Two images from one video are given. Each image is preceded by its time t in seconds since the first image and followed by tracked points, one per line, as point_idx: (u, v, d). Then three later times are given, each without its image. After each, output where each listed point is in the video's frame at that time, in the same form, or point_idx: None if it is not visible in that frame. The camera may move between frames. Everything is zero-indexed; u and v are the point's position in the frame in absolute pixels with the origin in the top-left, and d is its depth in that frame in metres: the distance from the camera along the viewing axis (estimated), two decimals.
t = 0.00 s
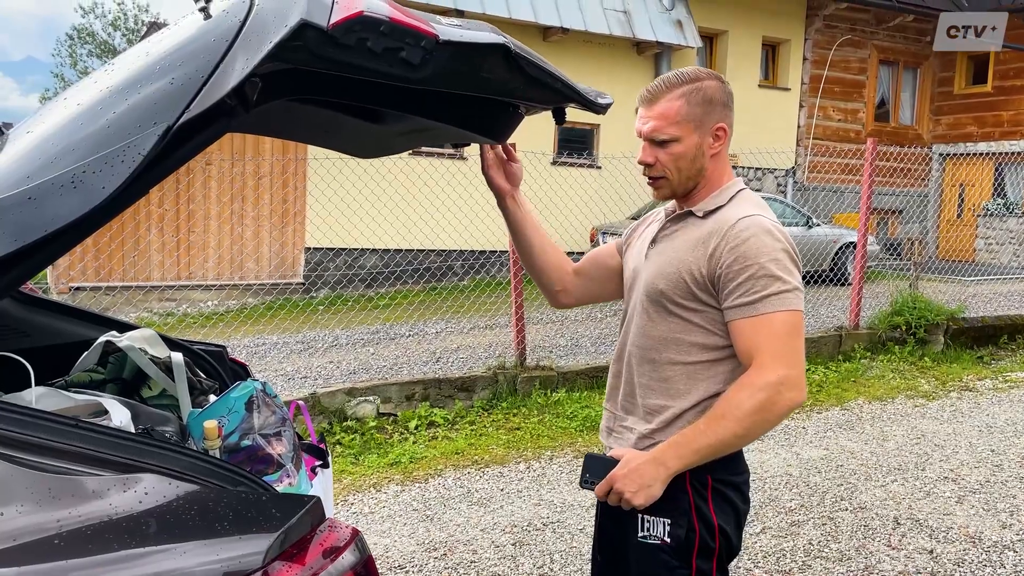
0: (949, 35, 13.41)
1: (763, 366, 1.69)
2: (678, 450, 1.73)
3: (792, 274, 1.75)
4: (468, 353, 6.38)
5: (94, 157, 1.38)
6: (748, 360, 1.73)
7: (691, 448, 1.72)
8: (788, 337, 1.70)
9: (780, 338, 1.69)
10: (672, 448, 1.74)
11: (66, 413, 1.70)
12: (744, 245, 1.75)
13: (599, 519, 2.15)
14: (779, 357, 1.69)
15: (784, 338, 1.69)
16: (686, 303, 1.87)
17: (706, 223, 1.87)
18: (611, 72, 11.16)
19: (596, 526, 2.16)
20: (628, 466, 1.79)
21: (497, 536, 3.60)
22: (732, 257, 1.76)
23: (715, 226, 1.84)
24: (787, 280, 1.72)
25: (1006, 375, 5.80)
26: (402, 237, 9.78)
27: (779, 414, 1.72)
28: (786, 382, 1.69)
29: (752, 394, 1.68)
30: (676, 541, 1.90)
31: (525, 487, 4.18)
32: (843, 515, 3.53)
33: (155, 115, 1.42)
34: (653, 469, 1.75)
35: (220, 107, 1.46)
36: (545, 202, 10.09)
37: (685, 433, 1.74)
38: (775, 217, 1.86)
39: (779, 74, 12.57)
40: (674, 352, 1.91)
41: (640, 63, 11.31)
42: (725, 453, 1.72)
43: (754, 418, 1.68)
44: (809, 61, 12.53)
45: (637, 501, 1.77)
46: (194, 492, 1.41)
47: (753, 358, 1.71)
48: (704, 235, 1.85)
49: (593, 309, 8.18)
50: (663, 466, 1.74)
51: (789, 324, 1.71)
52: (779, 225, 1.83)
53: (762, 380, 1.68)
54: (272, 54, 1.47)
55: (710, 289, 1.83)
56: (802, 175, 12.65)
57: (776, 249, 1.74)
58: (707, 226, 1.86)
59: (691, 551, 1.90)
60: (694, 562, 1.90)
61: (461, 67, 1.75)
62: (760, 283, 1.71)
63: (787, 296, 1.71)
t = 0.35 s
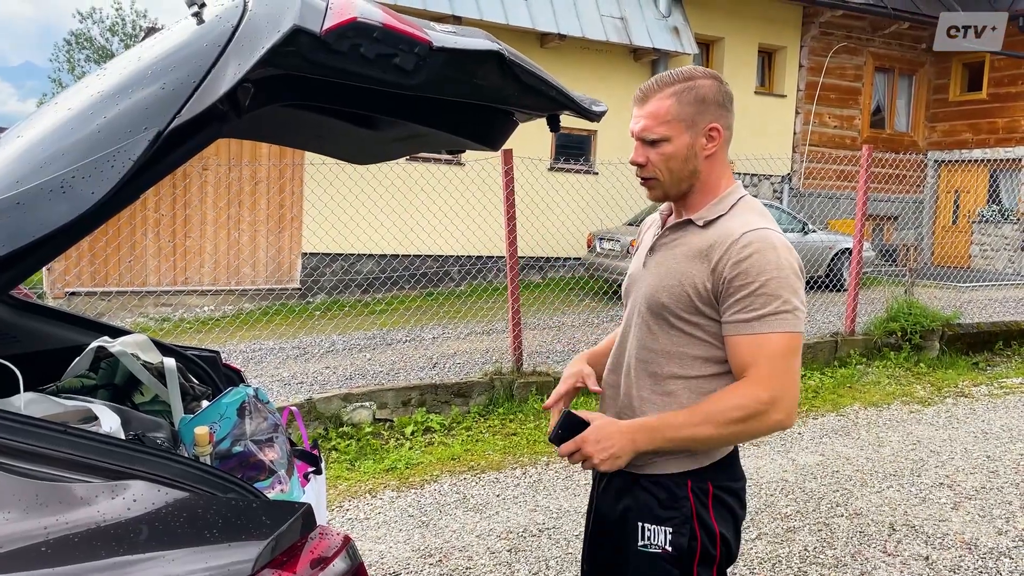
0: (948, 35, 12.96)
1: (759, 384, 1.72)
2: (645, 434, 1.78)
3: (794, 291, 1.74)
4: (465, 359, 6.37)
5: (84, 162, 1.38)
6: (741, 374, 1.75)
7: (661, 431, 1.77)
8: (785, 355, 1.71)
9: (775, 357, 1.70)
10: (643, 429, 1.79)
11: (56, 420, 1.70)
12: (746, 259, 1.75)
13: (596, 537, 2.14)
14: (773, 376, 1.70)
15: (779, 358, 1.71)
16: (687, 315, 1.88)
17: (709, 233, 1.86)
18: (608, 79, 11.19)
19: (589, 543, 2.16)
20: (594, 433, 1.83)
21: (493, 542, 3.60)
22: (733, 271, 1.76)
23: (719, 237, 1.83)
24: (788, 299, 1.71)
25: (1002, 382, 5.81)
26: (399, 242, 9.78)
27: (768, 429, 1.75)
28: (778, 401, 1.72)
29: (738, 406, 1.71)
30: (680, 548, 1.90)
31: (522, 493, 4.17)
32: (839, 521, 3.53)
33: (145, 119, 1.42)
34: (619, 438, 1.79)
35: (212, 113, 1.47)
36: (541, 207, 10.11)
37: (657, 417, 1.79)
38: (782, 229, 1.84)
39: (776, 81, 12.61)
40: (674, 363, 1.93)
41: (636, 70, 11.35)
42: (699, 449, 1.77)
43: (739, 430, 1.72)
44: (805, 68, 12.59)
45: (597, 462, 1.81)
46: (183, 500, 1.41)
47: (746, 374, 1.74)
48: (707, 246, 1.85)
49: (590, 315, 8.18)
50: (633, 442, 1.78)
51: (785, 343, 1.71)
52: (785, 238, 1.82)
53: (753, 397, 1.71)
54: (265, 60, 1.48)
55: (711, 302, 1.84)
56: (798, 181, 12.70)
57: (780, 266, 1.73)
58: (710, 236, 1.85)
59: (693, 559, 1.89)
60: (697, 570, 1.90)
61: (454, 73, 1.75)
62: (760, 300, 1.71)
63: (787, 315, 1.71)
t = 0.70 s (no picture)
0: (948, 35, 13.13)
1: (707, 385, 1.71)
2: (613, 414, 1.91)
3: (765, 300, 1.71)
4: (460, 364, 6.36)
5: (69, 168, 1.37)
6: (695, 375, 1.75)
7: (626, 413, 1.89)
8: (742, 360, 1.68)
9: (728, 363, 1.68)
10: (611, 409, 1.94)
11: (41, 427, 1.69)
12: (713, 264, 1.75)
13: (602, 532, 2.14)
14: (720, 380, 1.69)
15: (733, 365, 1.68)
16: (669, 323, 1.88)
17: (694, 239, 1.86)
18: (604, 84, 11.22)
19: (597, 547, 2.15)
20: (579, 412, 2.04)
21: (487, 548, 3.58)
22: (701, 274, 1.77)
23: (699, 242, 1.82)
24: (751, 306, 1.69)
25: (997, 387, 5.81)
26: (394, 247, 9.77)
27: (715, 435, 1.73)
28: (725, 407, 1.70)
29: (682, 404, 1.74)
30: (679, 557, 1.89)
31: (516, 499, 4.16)
32: (833, 527, 3.52)
33: (132, 125, 1.41)
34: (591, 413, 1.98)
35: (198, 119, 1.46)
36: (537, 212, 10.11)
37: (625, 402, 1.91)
38: (767, 237, 1.80)
39: (771, 85, 12.65)
40: (663, 374, 1.92)
41: (632, 74, 11.37)
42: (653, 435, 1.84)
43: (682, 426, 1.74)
44: (800, 73, 12.63)
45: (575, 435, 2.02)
46: (168, 509, 1.40)
47: (699, 375, 1.73)
48: (689, 251, 1.85)
49: (585, 320, 8.18)
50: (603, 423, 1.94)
51: (744, 352, 1.68)
52: (768, 246, 1.77)
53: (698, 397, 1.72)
54: (252, 65, 1.47)
55: (688, 307, 1.83)
56: (793, 186, 12.73)
57: (747, 272, 1.71)
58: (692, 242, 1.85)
59: (692, 570, 1.88)
60: None
61: (444, 79, 1.75)
62: (719, 304, 1.71)
63: (746, 323, 1.68)
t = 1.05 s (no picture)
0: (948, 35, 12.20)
1: (750, 401, 1.66)
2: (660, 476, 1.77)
3: (778, 298, 1.69)
4: (458, 367, 6.35)
5: (61, 173, 1.36)
6: (736, 391, 1.70)
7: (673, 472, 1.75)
8: (780, 367, 1.65)
9: (767, 369, 1.65)
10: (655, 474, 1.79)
11: (35, 432, 1.68)
12: (721, 271, 1.72)
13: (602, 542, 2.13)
14: (765, 390, 1.65)
15: (771, 371, 1.65)
16: (679, 332, 1.86)
17: (692, 247, 1.84)
18: (601, 86, 11.23)
19: (597, 552, 2.14)
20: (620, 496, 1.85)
21: (484, 552, 3.57)
22: (711, 286, 1.73)
23: (697, 250, 1.80)
24: (770, 307, 1.67)
25: (994, 390, 5.81)
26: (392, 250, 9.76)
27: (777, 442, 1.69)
28: (777, 415, 1.65)
29: (738, 428, 1.67)
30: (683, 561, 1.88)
31: (513, 503, 4.14)
32: (832, 530, 3.51)
33: (126, 128, 1.40)
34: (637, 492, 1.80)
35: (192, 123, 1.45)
36: (535, 215, 10.10)
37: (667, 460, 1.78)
38: (766, 236, 1.78)
39: (769, 88, 12.66)
40: (673, 381, 1.91)
41: (630, 77, 11.37)
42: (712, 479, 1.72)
43: (742, 453, 1.67)
44: (797, 76, 12.65)
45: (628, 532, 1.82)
46: (161, 515, 1.39)
47: (742, 389, 1.68)
48: (689, 260, 1.83)
49: (583, 323, 8.17)
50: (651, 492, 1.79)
51: (776, 353, 1.66)
52: (766, 243, 1.76)
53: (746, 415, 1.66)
54: (247, 69, 1.47)
55: (696, 316, 1.81)
56: (791, 188, 12.76)
57: (757, 274, 1.69)
58: (690, 251, 1.83)
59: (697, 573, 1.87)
60: None
61: (440, 82, 1.74)
62: (740, 312, 1.67)
63: (773, 324, 1.66)
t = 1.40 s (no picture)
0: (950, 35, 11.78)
1: (775, 381, 1.63)
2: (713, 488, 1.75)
3: (783, 275, 1.68)
4: (461, 367, 6.36)
5: (66, 172, 1.37)
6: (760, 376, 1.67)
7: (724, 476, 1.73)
8: (797, 341, 1.63)
9: (784, 344, 1.63)
10: (710, 491, 1.76)
11: (41, 431, 1.69)
12: (722, 258, 1.71)
13: (611, 539, 2.21)
14: (790, 367, 1.61)
15: (790, 345, 1.62)
16: (688, 324, 1.86)
17: (692, 238, 1.83)
18: (604, 87, 11.23)
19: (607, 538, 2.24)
20: (687, 519, 1.84)
21: (488, 553, 3.57)
22: (717, 275, 1.72)
23: (695, 244, 1.80)
24: (776, 284, 1.65)
25: (999, 390, 5.79)
26: (395, 251, 9.77)
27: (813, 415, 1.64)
28: (806, 388, 1.61)
29: (772, 411, 1.62)
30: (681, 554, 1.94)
31: (516, 503, 4.14)
32: (836, 531, 3.51)
33: (131, 128, 1.41)
34: (699, 513, 1.79)
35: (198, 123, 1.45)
36: (538, 216, 10.11)
37: (718, 474, 1.74)
38: (762, 221, 1.78)
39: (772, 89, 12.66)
40: (682, 374, 1.92)
41: (633, 78, 11.37)
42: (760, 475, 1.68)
43: (782, 436, 1.62)
44: (800, 77, 12.63)
45: (705, 551, 1.82)
46: (166, 513, 1.40)
47: (765, 372, 1.66)
48: (689, 256, 1.82)
49: (587, 323, 8.17)
50: (716, 511, 1.76)
51: (792, 329, 1.64)
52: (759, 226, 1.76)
53: (774, 396, 1.62)
54: (251, 68, 1.47)
55: (703, 305, 1.81)
56: (794, 189, 12.75)
57: (756, 254, 1.68)
58: (689, 245, 1.83)
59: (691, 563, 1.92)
60: None
61: (444, 81, 1.74)
62: (746, 296, 1.66)
63: (783, 300, 1.65)
